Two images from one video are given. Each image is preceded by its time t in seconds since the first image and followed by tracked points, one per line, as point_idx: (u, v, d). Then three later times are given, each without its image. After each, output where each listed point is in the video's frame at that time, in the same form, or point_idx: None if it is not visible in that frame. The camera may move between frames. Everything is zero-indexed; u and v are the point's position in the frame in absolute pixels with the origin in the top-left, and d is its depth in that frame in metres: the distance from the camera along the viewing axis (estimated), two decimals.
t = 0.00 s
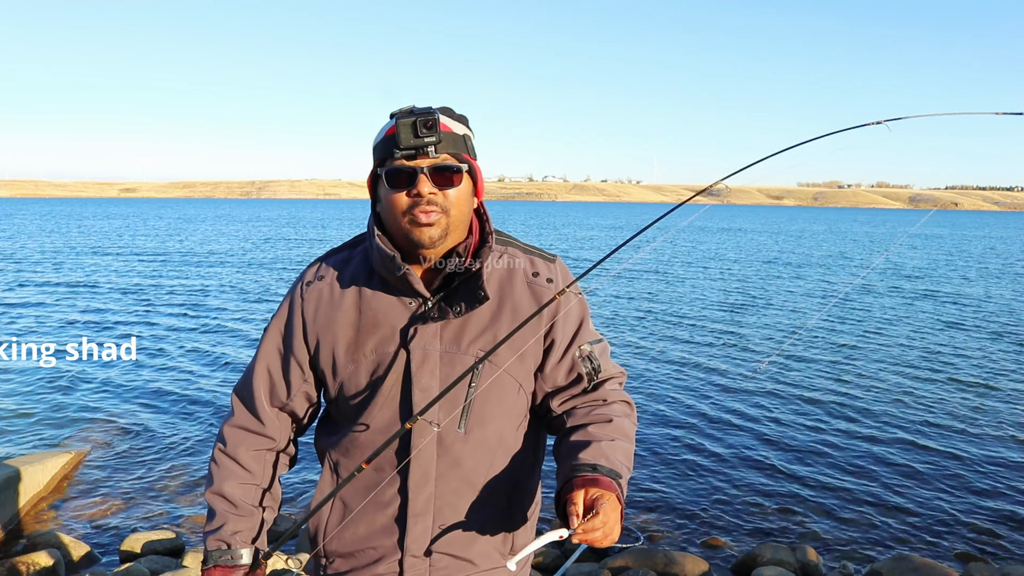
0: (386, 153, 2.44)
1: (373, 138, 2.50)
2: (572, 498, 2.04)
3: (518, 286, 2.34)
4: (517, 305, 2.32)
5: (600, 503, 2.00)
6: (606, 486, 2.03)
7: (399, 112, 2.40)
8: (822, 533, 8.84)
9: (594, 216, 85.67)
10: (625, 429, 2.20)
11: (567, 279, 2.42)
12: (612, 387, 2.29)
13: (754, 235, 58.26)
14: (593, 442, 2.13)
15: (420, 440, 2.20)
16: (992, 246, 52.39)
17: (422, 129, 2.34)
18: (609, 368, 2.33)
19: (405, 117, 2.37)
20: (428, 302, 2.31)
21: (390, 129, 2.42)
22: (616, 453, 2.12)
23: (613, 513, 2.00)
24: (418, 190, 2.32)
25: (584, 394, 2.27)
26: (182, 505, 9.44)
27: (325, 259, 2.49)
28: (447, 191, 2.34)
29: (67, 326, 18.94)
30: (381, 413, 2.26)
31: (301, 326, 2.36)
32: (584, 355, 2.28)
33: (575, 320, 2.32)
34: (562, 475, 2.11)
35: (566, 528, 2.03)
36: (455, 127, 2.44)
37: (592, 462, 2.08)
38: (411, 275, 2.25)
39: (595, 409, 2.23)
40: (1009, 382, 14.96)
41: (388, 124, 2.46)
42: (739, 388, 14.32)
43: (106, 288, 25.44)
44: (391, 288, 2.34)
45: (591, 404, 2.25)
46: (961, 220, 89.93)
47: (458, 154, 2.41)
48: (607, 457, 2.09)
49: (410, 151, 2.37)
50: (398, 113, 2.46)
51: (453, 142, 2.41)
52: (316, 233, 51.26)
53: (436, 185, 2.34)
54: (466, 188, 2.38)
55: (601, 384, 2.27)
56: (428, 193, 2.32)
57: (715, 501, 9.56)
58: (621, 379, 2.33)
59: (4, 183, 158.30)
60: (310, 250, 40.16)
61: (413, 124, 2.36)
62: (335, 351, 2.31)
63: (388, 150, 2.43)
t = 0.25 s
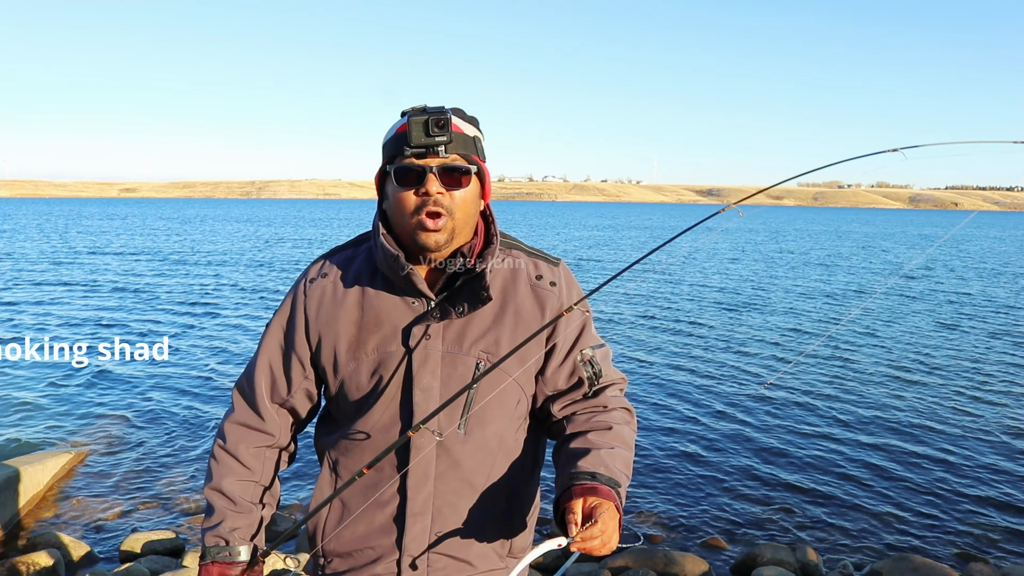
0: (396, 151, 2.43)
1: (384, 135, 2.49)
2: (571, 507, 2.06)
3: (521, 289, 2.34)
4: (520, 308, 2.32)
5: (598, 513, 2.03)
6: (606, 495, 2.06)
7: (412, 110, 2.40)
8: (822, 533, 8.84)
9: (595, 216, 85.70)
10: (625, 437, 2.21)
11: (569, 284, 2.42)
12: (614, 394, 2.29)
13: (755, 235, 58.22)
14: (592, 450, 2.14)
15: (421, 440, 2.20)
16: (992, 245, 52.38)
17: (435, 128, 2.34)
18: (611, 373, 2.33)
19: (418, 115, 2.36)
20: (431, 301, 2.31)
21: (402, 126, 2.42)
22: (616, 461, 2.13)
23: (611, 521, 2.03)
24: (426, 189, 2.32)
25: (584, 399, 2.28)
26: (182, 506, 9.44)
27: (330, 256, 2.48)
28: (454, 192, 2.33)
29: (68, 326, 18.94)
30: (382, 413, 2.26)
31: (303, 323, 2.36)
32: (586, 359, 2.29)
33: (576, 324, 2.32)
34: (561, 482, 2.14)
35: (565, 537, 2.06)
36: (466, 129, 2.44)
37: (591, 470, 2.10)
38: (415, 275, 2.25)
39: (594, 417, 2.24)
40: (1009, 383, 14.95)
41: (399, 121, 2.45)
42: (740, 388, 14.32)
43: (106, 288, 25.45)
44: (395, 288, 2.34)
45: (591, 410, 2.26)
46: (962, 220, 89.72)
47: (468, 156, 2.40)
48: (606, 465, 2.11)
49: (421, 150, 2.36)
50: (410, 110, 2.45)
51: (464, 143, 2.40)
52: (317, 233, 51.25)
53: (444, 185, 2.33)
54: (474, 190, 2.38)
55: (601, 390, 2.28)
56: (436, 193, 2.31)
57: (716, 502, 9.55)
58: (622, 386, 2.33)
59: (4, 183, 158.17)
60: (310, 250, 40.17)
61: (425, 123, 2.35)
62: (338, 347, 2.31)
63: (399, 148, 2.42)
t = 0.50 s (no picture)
0: (401, 149, 2.42)
1: (389, 133, 2.47)
2: (567, 515, 2.07)
3: (522, 289, 2.33)
4: (520, 309, 2.31)
5: (595, 522, 2.05)
6: (602, 504, 2.07)
7: (420, 109, 2.38)
8: (822, 533, 8.84)
9: (595, 216, 85.65)
10: (622, 442, 2.22)
11: (570, 285, 2.41)
12: (612, 398, 2.29)
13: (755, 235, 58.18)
14: (589, 456, 2.15)
15: (421, 440, 2.20)
16: (993, 245, 52.36)
17: (441, 129, 2.31)
18: (609, 377, 2.33)
19: (427, 115, 2.35)
20: (432, 302, 2.31)
21: (410, 124, 2.41)
22: (613, 468, 2.14)
23: (605, 530, 2.06)
24: (430, 190, 2.31)
25: (582, 403, 2.28)
26: (182, 506, 9.43)
27: (332, 254, 2.48)
28: (458, 193, 2.32)
29: (68, 326, 18.94)
30: (382, 412, 2.26)
31: (304, 321, 2.36)
32: (585, 362, 2.29)
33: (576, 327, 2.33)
34: (557, 488, 2.15)
35: (561, 544, 2.08)
36: (473, 131, 2.43)
37: (587, 477, 2.11)
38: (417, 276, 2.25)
39: (593, 421, 2.24)
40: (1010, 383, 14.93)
41: (407, 119, 2.44)
42: (740, 388, 14.32)
43: (107, 288, 25.46)
44: (396, 288, 2.34)
45: (590, 414, 2.26)
46: (963, 220, 89.60)
47: (473, 158, 2.39)
48: (603, 472, 2.12)
49: (426, 150, 2.34)
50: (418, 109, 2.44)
51: (471, 145, 2.39)
52: (316, 233, 51.23)
53: (448, 186, 2.32)
54: (478, 192, 2.37)
55: (600, 394, 2.28)
56: (440, 193, 2.31)
57: (716, 502, 9.56)
58: (621, 390, 2.33)
59: (4, 183, 158.18)
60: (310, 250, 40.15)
61: (433, 122, 2.33)
62: (338, 346, 2.31)
63: (404, 146, 2.41)
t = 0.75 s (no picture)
0: (405, 149, 2.41)
1: (393, 133, 2.47)
2: (567, 514, 2.07)
3: (521, 289, 2.32)
4: (519, 309, 2.31)
5: (595, 521, 2.05)
6: (603, 503, 2.07)
7: (427, 109, 2.37)
8: (822, 533, 8.84)
9: (595, 216, 85.65)
10: (621, 441, 2.21)
11: (570, 284, 2.41)
12: (611, 398, 2.29)
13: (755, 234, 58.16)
14: (588, 456, 2.15)
15: (421, 438, 2.20)
16: (994, 245, 52.29)
17: (448, 131, 2.32)
18: (608, 376, 2.33)
19: (433, 116, 2.34)
20: (432, 301, 2.31)
21: (415, 124, 2.40)
22: (612, 467, 2.14)
23: (604, 527, 2.05)
24: (433, 190, 2.31)
25: (581, 402, 2.28)
26: (181, 506, 9.43)
27: (332, 253, 2.48)
28: (461, 194, 2.32)
29: (68, 326, 18.94)
30: (380, 411, 2.25)
31: (303, 320, 2.35)
32: (583, 362, 2.29)
33: (575, 327, 2.32)
34: (557, 489, 2.15)
35: (561, 543, 2.08)
36: (477, 133, 2.42)
37: (588, 477, 2.11)
38: (416, 276, 2.25)
39: (591, 421, 2.24)
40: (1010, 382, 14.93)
41: (412, 119, 2.43)
42: (741, 387, 14.31)
43: (107, 288, 25.43)
44: (395, 288, 2.34)
45: (588, 414, 2.26)
46: (963, 219, 89.56)
47: (478, 160, 2.38)
48: (603, 472, 2.12)
49: (431, 151, 2.33)
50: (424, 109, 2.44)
51: (475, 147, 2.39)
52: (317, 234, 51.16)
53: (452, 187, 2.32)
54: (481, 194, 2.37)
55: (599, 392, 2.28)
56: (443, 195, 2.30)
57: (717, 501, 9.55)
58: (619, 390, 2.33)
59: (5, 183, 158.52)
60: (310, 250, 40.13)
61: (439, 124, 2.33)
62: (337, 345, 2.31)
63: (408, 146, 2.40)
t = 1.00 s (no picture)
0: (403, 149, 2.40)
1: (392, 132, 2.47)
2: (565, 516, 2.08)
3: (519, 289, 2.32)
4: (518, 308, 2.31)
5: (593, 522, 2.05)
6: (601, 505, 2.07)
7: (427, 109, 2.37)
8: (822, 532, 8.84)
9: (595, 216, 85.67)
10: (618, 443, 2.22)
11: (567, 284, 2.41)
12: (609, 398, 2.29)
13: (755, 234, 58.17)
14: (586, 457, 2.16)
15: (420, 437, 2.20)
16: (994, 245, 52.28)
17: (447, 131, 2.32)
18: (606, 376, 2.33)
19: (432, 116, 2.34)
20: (430, 301, 2.31)
21: (414, 124, 2.39)
22: (610, 468, 2.14)
23: (602, 528, 2.05)
24: (433, 190, 2.30)
25: (580, 401, 2.28)
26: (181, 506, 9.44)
27: (330, 253, 2.47)
28: (460, 195, 2.32)
29: (68, 326, 18.94)
30: (378, 411, 2.25)
31: (301, 319, 2.35)
32: (582, 361, 2.29)
33: (574, 326, 2.33)
34: (555, 490, 2.15)
35: (559, 545, 2.08)
36: (476, 133, 2.42)
37: (586, 478, 2.11)
38: (415, 276, 2.25)
39: (590, 422, 2.24)
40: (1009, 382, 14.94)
41: (411, 119, 2.43)
42: (740, 387, 14.30)
43: (106, 288, 25.43)
44: (394, 287, 2.33)
45: (586, 414, 2.26)
46: (964, 220, 89.48)
47: (476, 160, 2.39)
48: (601, 473, 2.12)
49: (430, 151, 2.33)
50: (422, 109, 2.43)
51: (474, 147, 2.39)
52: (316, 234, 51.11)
53: (451, 187, 2.32)
54: (480, 194, 2.37)
55: (598, 392, 2.28)
56: (442, 194, 2.30)
57: (716, 502, 9.55)
58: (618, 389, 2.34)
59: (5, 183, 158.41)
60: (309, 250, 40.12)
61: (438, 124, 2.33)
62: (335, 345, 2.31)
63: (406, 146, 2.40)
